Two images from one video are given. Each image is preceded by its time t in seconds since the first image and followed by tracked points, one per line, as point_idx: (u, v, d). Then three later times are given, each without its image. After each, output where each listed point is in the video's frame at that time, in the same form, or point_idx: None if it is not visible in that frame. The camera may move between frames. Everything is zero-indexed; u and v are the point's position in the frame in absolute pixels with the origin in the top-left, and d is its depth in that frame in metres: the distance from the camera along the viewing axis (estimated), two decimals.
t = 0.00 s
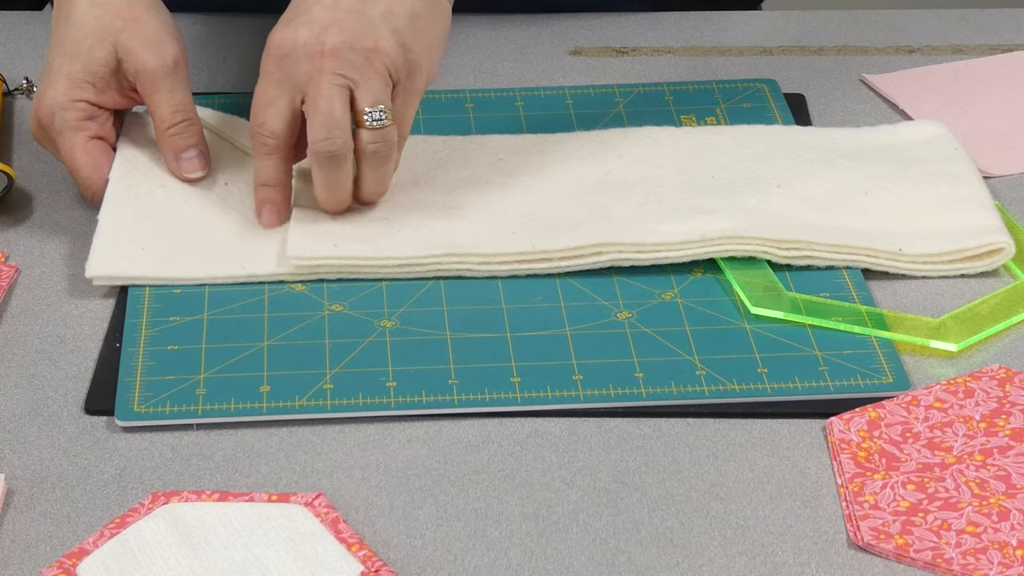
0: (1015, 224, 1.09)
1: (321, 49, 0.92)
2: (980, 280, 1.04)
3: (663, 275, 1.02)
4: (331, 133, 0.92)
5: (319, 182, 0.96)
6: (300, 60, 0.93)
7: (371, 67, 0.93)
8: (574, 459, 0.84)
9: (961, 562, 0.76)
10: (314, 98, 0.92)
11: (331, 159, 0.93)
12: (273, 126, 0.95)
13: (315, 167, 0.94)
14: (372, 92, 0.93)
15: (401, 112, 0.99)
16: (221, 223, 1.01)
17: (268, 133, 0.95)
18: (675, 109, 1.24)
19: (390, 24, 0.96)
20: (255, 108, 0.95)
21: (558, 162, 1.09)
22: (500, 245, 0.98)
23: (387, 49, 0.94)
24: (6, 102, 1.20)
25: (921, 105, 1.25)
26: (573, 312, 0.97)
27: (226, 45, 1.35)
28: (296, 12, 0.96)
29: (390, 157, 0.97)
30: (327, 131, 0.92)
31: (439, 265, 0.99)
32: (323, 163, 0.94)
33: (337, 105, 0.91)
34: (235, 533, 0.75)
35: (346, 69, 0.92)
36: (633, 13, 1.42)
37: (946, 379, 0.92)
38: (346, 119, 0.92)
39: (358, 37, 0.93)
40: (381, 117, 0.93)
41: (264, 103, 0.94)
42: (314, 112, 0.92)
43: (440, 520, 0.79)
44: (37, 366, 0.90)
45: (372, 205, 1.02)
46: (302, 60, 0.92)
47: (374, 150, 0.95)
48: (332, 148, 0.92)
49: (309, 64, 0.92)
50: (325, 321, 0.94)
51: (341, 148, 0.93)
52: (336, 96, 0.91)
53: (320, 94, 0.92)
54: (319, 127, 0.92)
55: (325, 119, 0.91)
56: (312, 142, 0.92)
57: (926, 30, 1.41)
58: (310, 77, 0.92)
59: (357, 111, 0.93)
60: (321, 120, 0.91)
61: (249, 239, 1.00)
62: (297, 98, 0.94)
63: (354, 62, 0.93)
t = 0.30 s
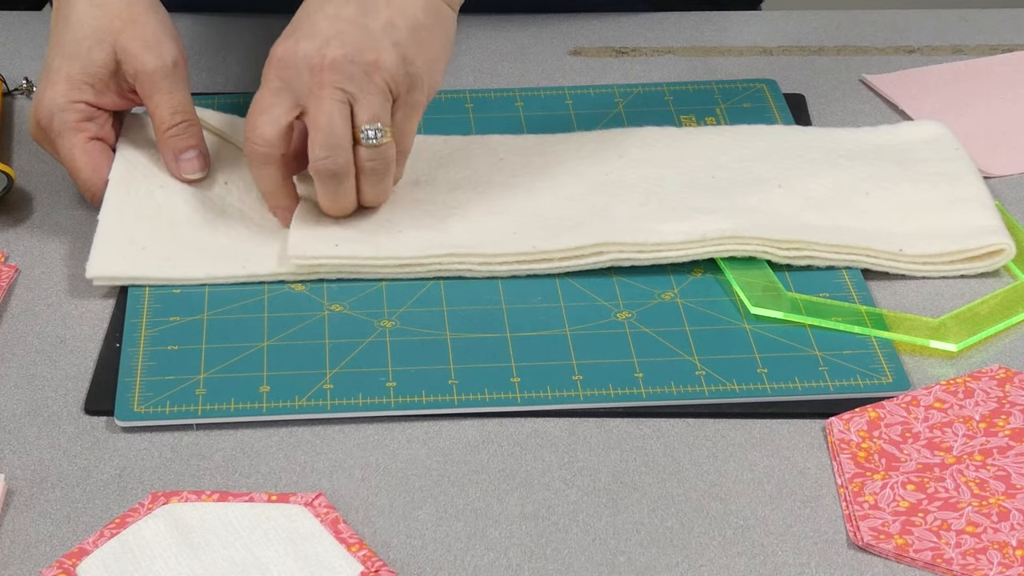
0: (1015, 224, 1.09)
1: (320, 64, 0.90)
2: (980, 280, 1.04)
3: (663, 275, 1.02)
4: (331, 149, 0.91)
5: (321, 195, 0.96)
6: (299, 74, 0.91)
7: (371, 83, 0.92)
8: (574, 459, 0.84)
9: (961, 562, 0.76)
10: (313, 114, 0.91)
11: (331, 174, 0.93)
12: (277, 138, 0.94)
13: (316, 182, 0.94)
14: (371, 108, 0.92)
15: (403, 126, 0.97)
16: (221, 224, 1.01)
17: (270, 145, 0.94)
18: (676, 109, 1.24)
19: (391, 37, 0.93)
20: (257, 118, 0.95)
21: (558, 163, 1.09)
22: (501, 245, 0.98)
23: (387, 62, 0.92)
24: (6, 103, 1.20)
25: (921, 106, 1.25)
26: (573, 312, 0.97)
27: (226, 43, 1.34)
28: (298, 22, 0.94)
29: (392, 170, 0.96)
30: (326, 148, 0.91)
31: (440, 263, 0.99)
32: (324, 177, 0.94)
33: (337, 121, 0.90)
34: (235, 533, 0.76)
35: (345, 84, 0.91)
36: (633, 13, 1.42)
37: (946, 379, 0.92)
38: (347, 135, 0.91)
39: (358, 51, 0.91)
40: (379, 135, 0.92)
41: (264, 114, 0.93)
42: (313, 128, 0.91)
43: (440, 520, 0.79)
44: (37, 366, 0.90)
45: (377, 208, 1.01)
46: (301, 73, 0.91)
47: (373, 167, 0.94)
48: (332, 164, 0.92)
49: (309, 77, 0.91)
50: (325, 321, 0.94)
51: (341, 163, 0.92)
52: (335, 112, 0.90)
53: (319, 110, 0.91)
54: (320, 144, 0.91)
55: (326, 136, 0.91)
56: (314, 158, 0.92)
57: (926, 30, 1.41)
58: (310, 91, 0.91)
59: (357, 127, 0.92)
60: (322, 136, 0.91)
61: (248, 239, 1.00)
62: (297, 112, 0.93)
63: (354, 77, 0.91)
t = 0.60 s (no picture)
0: (1015, 224, 1.09)
1: (343, 86, 0.90)
2: (980, 280, 1.04)
3: (663, 275, 1.02)
4: (352, 171, 0.92)
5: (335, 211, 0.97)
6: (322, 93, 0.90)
7: (393, 105, 0.92)
8: (574, 459, 0.84)
9: (961, 562, 0.76)
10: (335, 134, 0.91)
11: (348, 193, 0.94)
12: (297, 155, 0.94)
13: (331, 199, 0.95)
14: (391, 130, 0.93)
15: (418, 145, 0.97)
16: (221, 224, 1.01)
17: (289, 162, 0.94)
18: (675, 109, 1.24)
19: (409, 59, 0.92)
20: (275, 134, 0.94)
21: (558, 163, 1.09)
22: (503, 244, 0.99)
23: (408, 84, 0.92)
24: (6, 102, 1.20)
25: (921, 106, 1.25)
26: (573, 312, 0.97)
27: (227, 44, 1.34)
28: (315, 37, 0.92)
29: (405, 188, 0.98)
30: (346, 168, 0.92)
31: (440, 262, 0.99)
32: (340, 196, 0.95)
33: (357, 142, 0.91)
34: (235, 533, 0.76)
35: (367, 106, 0.91)
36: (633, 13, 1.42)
37: (946, 379, 0.92)
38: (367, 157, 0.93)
39: (380, 73, 0.91)
40: (397, 157, 0.94)
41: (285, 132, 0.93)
42: (334, 148, 0.92)
43: (440, 520, 0.79)
44: (37, 366, 0.90)
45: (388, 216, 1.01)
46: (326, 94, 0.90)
47: (388, 188, 0.96)
48: (351, 185, 0.93)
49: (333, 98, 0.91)
50: (325, 321, 0.94)
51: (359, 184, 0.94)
52: (358, 134, 0.91)
53: (341, 131, 0.91)
54: (340, 164, 0.92)
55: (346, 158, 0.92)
56: (333, 178, 0.93)
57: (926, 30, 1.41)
58: (330, 111, 0.91)
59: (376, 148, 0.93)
60: (344, 157, 0.92)
61: (248, 239, 1.00)
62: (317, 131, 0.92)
63: (376, 99, 0.91)
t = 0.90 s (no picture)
0: (1015, 224, 1.09)
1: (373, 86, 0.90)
2: (980, 280, 1.04)
3: (663, 275, 1.02)
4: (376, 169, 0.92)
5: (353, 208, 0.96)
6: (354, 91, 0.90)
7: (422, 106, 0.92)
8: (574, 459, 0.84)
9: (961, 562, 0.76)
10: (362, 132, 0.91)
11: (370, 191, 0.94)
12: (326, 153, 0.92)
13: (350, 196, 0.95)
14: (416, 130, 0.93)
15: (435, 148, 0.98)
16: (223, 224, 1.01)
17: (315, 160, 0.93)
18: (676, 109, 1.24)
19: (436, 61, 0.93)
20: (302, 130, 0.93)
21: (559, 163, 1.09)
22: (505, 243, 0.99)
23: (435, 87, 0.92)
24: (6, 103, 1.20)
25: (921, 106, 1.25)
26: (574, 312, 0.97)
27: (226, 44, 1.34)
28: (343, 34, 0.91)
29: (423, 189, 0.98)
30: (370, 167, 0.92)
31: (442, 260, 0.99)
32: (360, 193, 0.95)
33: (387, 142, 0.91)
34: (235, 533, 0.76)
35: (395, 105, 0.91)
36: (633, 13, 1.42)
37: (946, 379, 0.92)
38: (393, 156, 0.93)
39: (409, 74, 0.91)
40: (421, 159, 0.94)
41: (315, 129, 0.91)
42: (361, 146, 0.91)
43: (440, 520, 0.79)
44: (37, 366, 0.90)
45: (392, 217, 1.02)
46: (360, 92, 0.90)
47: (406, 189, 0.97)
48: (373, 182, 0.93)
49: (366, 97, 0.90)
50: (326, 321, 0.94)
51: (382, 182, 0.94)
52: (385, 133, 0.91)
53: (368, 130, 0.91)
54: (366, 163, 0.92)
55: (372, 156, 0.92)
56: (356, 175, 0.93)
57: (926, 30, 1.41)
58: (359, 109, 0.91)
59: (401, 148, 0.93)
60: (370, 154, 0.91)
61: (249, 239, 1.00)
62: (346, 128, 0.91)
63: (406, 99, 0.91)
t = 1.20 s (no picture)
0: (1015, 224, 1.09)
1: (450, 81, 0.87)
2: (980, 279, 1.04)
3: (663, 275, 1.02)
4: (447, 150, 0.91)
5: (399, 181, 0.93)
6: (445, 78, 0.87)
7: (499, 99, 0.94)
8: (574, 459, 0.84)
9: (961, 562, 0.76)
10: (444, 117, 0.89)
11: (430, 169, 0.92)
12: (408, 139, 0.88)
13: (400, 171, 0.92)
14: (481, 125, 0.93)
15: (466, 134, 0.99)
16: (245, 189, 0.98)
17: (398, 140, 0.88)
18: (675, 109, 1.24)
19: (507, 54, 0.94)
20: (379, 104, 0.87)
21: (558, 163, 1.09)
22: (506, 240, 0.99)
23: (510, 81, 0.92)
24: (6, 103, 1.19)
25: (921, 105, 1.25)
26: (574, 312, 0.97)
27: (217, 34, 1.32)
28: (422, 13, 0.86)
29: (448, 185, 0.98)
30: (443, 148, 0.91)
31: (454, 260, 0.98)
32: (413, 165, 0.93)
33: (469, 131, 0.92)
34: (235, 533, 0.75)
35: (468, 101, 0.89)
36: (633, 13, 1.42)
37: (946, 379, 0.92)
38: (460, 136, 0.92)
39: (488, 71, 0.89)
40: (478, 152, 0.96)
41: (399, 105, 0.86)
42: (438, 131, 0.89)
43: (440, 520, 0.79)
44: (37, 366, 0.90)
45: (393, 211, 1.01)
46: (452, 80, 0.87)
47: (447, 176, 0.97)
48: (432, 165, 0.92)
49: (458, 83, 0.88)
50: (326, 322, 0.94)
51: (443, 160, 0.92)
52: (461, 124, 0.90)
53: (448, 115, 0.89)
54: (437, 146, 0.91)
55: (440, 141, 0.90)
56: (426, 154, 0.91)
57: (926, 30, 1.41)
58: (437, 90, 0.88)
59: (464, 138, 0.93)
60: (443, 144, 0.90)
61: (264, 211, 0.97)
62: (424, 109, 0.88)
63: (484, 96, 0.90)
